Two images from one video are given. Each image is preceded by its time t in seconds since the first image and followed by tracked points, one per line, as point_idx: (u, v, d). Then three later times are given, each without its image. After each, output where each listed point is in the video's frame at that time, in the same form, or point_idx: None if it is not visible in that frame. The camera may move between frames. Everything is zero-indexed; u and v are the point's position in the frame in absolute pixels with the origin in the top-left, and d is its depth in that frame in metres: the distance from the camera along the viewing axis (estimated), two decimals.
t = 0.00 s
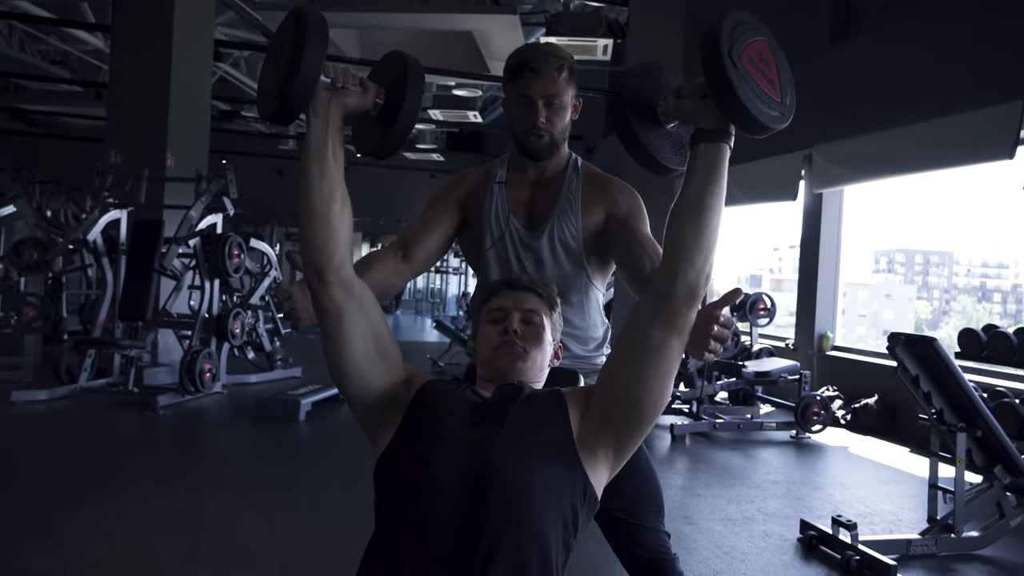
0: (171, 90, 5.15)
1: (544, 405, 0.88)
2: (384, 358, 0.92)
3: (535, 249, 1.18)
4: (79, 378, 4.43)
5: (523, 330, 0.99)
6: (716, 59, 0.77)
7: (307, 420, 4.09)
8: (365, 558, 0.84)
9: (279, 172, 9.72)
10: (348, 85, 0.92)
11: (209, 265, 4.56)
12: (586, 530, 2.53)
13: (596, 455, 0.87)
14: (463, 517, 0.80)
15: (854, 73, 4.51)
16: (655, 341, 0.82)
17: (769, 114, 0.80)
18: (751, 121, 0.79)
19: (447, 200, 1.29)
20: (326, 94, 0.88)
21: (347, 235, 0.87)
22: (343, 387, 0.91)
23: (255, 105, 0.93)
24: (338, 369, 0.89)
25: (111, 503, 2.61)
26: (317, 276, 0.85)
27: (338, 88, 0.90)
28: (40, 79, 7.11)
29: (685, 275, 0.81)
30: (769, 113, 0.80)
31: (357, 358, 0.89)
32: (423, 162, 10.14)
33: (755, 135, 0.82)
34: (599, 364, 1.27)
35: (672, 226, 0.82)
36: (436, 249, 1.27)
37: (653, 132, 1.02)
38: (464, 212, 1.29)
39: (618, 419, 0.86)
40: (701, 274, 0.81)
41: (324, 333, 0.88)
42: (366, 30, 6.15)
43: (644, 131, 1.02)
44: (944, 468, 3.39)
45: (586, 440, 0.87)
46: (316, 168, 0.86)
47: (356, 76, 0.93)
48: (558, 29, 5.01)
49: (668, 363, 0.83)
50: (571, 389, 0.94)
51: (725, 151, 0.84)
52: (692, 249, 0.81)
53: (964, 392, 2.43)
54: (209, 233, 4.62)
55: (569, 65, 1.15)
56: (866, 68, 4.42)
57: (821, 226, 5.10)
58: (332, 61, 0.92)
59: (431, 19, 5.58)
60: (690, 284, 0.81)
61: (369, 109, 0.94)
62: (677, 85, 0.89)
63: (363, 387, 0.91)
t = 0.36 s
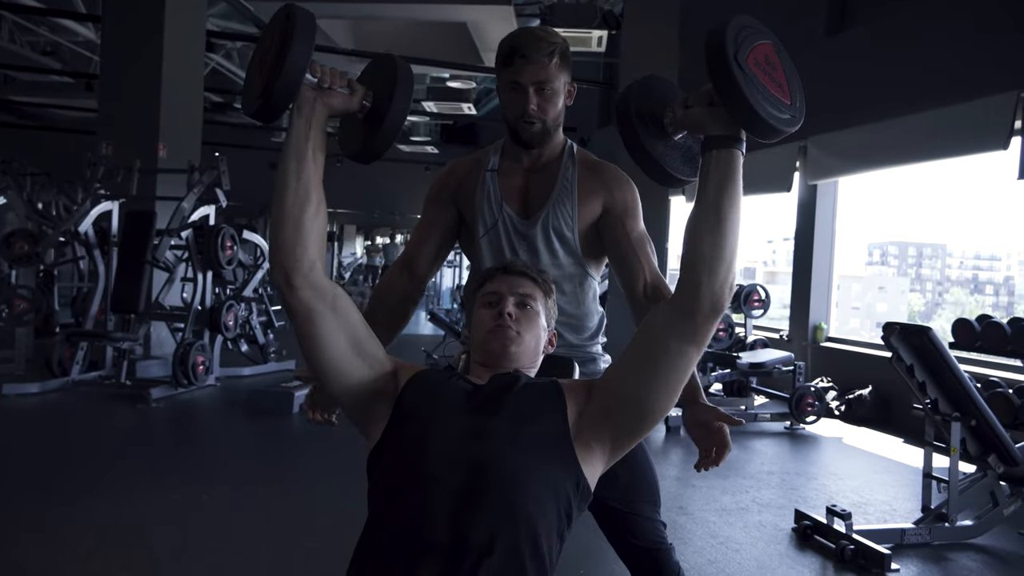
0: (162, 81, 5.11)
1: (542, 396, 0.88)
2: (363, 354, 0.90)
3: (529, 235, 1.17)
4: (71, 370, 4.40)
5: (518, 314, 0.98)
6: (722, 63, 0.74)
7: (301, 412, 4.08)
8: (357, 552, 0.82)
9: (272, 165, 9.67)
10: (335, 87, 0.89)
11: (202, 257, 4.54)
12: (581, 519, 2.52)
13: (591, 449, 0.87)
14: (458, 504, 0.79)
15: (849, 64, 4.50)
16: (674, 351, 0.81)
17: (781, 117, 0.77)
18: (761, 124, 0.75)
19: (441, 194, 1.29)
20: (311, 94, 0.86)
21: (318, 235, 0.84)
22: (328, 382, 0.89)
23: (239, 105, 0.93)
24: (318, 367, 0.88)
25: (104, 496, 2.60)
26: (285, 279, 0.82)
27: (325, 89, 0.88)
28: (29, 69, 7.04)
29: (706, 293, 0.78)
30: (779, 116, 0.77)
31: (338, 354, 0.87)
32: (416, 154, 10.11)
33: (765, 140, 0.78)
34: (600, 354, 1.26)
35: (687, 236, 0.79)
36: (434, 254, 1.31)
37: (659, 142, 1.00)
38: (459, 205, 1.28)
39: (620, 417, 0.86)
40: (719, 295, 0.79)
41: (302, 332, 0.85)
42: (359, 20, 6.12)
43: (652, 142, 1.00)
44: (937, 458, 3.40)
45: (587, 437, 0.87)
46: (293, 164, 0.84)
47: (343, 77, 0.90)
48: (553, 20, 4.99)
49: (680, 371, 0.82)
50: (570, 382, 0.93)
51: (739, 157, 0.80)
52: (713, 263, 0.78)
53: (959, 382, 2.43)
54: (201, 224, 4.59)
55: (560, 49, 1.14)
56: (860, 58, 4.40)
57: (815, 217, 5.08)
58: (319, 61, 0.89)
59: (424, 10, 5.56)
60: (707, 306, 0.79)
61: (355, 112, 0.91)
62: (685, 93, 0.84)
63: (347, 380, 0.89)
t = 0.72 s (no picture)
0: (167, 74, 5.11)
1: (549, 391, 0.87)
2: (347, 365, 0.90)
3: (535, 225, 1.15)
4: (80, 365, 4.42)
5: (523, 303, 0.97)
6: (734, 92, 0.74)
7: (309, 406, 4.08)
8: (358, 542, 0.80)
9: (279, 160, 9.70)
10: (323, 109, 0.91)
11: (208, 251, 4.54)
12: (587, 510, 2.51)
13: (597, 449, 0.86)
14: (462, 495, 0.78)
15: (857, 54, 4.46)
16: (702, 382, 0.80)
17: (797, 141, 0.75)
18: (776, 148, 0.74)
19: (446, 186, 1.28)
20: (298, 117, 0.88)
21: (293, 256, 0.84)
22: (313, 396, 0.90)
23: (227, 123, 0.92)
24: (301, 381, 0.88)
25: (110, 489, 2.61)
26: (254, 304, 0.82)
27: (313, 111, 0.90)
28: (36, 65, 7.07)
29: (741, 325, 0.77)
30: (798, 138, 0.75)
31: (320, 370, 0.87)
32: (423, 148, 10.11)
33: (784, 166, 0.77)
34: (605, 344, 1.24)
35: (716, 265, 0.78)
36: (448, 247, 1.31)
37: (677, 171, 1.02)
38: (465, 197, 1.26)
39: (631, 425, 0.85)
40: (754, 329, 0.78)
41: (281, 351, 0.86)
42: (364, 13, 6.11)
43: (667, 169, 1.02)
44: (949, 451, 3.37)
45: (595, 443, 0.86)
46: (273, 186, 0.85)
47: (332, 99, 0.93)
48: (558, 12, 4.96)
49: (706, 391, 0.81)
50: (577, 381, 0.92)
51: (760, 184, 0.80)
52: (745, 293, 0.77)
53: (972, 374, 2.39)
54: (208, 218, 4.59)
55: (564, 40, 1.12)
56: (869, 48, 4.36)
57: (824, 209, 5.05)
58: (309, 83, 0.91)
59: (428, 3, 5.54)
60: (743, 341, 0.78)
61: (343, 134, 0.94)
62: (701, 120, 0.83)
63: (331, 389, 0.90)
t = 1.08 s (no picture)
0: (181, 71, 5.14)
1: (543, 388, 0.87)
2: (334, 374, 0.94)
3: (538, 212, 1.15)
4: (95, 360, 4.47)
5: (523, 293, 0.97)
6: (723, 120, 0.74)
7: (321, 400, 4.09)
8: (354, 535, 0.80)
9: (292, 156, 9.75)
10: (322, 137, 0.98)
11: (221, 247, 4.55)
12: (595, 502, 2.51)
13: (594, 451, 0.87)
14: (460, 489, 0.78)
15: (871, 45, 4.41)
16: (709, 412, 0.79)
17: (791, 165, 0.75)
18: (764, 171, 0.74)
19: (449, 172, 1.27)
20: (297, 145, 0.93)
21: (275, 284, 0.88)
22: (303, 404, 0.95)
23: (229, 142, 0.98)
24: (292, 395, 0.93)
25: (122, 482, 2.63)
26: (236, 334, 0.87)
27: (311, 140, 0.96)
28: (51, 64, 7.12)
29: (750, 357, 0.75)
30: (791, 162, 0.75)
31: (309, 384, 0.93)
32: (436, 143, 10.12)
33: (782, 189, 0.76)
34: (609, 337, 1.23)
35: (721, 291, 0.76)
36: (443, 220, 1.27)
37: (672, 198, 0.94)
38: (467, 183, 1.26)
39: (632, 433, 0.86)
40: (766, 361, 0.75)
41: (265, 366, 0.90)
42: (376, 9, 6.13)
43: (661, 197, 0.94)
44: (963, 445, 3.34)
45: (596, 445, 0.87)
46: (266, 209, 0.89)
47: (331, 128, 0.99)
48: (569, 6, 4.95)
49: (709, 414, 0.80)
50: (577, 378, 0.92)
51: (758, 210, 0.77)
52: (752, 322, 0.75)
53: (985, 367, 2.37)
54: (221, 214, 4.61)
55: (568, 31, 1.11)
56: (882, 38, 4.32)
57: (838, 202, 5.02)
58: (309, 110, 0.97)
59: None
60: (754, 376, 0.76)
61: (340, 162, 1.01)
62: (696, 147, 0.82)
63: (319, 397, 0.94)
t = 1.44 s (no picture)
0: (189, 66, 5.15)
1: (538, 381, 0.87)
2: (326, 388, 0.97)
3: (538, 204, 1.15)
4: (106, 355, 4.51)
5: (522, 285, 0.97)
6: (719, 153, 0.71)
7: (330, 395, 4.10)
8: (353, 525, 0.81)
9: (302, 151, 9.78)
10: (317, 166, 0.94)
11: (230, 241, 4.56)
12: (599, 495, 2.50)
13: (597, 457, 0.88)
14: (457, 482, 0.79)
15: (880, 34, 4.38)
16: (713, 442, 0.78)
17: (790, 199, 0.72)
18: (761, 206, 0.71)
19: (448, 166, 1.27)
20: (291, 173, 0.92)
21: (264, 312, 0.89)
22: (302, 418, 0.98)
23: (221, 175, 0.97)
24: (283, 408, 0.95)
25: (131, 476, 2.65)
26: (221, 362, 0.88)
27: (307, 169, 0.93)
28: (61, 61, 7.18)
29: (759, 402, 0.73)
30: (791, 197, 0.72)
31: (299, 399, 0.95)
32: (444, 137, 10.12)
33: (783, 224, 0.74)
34: (610, 330, 1.23)
35: (725, 334, 0.74)
36: (441, 215, 1.27)
37: (666, 235, 1.02)
38: (466, 171, 1.26)
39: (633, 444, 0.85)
40: (775, 401, 0.73)
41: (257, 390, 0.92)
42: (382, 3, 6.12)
43: (653, 233, 1.02)
44: (973, 437, 3.32)
45: (597, 448, 0.87)
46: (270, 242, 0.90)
47: (327, 156, 0.96)
48: None
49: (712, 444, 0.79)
50: (579, 377, 0.91)
51: (757, 244, 0.74)
52: (759, 362, 0.72)
53: (995, 359, 2.34)
54: (229, 209, 4.62)
55: (568, 23, 1.11)
56: (891, 28, 4.28)
57: (847, 194, 4.99)
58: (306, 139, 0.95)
59: None
60: (764, 418, 0.73)
61: (336, 191, 0.96)
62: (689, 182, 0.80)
63: (316, 409, 0.97)
